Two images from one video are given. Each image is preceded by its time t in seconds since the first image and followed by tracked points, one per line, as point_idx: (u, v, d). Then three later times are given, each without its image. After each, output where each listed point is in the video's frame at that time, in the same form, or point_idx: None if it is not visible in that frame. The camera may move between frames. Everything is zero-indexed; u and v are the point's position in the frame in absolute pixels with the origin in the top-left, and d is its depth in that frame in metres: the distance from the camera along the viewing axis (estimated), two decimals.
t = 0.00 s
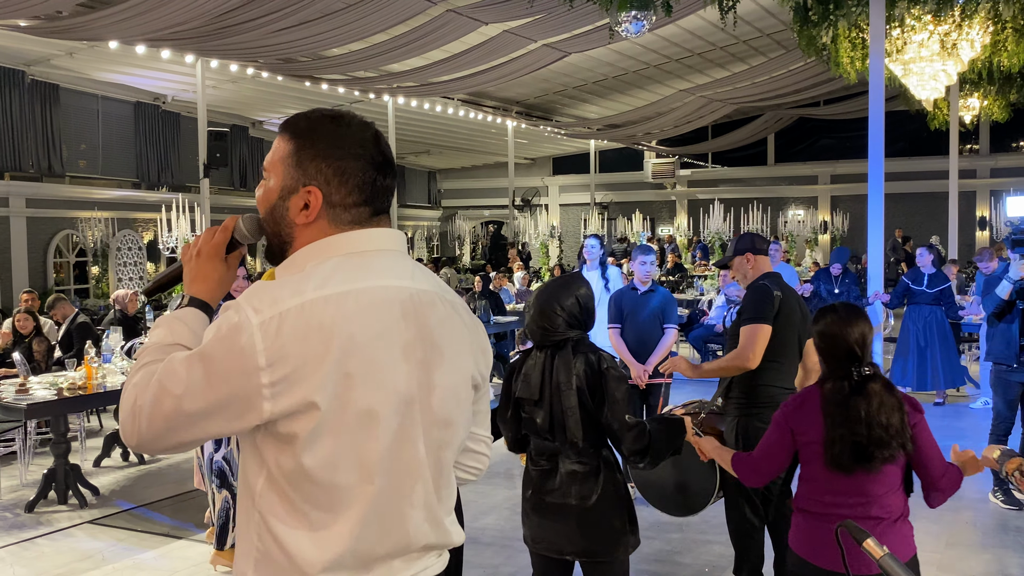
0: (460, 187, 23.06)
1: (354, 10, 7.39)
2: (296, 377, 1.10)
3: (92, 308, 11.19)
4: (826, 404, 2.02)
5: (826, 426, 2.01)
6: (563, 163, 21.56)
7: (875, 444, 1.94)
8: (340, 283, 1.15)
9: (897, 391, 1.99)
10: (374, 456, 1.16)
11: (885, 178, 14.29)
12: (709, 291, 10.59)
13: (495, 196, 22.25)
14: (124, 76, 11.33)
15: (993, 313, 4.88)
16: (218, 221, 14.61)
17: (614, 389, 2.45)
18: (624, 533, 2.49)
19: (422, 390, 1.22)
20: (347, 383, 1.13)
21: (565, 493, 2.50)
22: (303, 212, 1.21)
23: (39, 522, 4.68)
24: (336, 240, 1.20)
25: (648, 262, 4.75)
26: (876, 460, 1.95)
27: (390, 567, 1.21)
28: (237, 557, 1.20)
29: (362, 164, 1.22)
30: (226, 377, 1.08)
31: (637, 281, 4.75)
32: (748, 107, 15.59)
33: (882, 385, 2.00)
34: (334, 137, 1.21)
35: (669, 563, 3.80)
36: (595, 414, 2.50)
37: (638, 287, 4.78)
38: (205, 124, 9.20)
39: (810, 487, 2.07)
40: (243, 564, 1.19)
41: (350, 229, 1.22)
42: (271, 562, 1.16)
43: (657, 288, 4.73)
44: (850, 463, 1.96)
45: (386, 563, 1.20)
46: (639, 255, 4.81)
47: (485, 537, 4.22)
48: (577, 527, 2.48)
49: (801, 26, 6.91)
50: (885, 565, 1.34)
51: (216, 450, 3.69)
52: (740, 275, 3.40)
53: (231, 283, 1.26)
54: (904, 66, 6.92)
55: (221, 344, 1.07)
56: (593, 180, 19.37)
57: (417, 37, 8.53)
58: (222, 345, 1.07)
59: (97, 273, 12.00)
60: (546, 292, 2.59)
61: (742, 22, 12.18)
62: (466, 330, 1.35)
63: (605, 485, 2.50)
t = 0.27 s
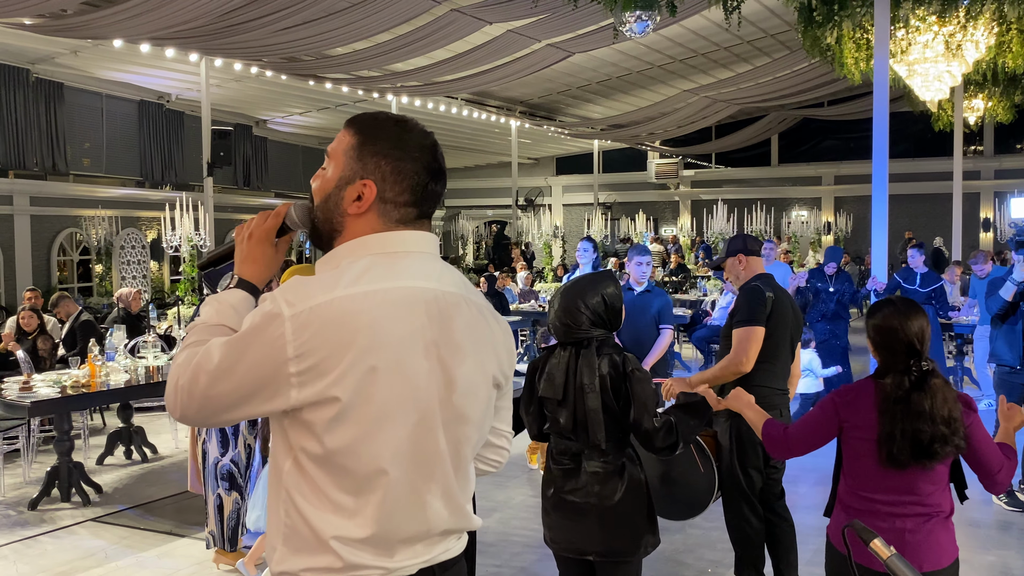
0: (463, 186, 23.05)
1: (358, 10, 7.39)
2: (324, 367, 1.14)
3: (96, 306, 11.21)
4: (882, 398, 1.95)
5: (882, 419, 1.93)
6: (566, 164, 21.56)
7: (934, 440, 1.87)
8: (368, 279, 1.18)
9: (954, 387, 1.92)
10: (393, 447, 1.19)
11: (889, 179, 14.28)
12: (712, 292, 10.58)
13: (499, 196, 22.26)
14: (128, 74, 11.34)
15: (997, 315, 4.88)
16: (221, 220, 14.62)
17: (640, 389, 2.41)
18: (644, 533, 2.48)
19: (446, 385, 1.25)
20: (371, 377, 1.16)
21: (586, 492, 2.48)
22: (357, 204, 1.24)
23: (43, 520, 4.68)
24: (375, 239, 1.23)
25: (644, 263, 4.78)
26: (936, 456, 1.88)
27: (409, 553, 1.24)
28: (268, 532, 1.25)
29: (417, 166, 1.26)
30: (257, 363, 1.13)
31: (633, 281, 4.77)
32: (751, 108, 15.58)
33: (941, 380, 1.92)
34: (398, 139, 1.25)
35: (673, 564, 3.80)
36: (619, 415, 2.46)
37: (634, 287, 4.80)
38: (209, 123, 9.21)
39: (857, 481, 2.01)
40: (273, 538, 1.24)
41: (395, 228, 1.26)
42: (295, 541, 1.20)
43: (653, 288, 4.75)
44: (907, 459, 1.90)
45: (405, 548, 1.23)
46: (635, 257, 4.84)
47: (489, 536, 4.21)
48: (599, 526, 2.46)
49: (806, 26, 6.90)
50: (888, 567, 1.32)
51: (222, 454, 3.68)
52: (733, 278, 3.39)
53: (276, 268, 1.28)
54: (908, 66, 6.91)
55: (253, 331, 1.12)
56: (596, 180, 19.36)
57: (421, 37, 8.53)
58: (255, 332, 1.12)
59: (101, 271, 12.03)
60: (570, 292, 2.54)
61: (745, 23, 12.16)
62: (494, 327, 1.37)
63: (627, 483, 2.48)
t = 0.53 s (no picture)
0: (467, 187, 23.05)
1: (363, 10, 7.39)
2: (371, 349, 1.17)
3: (100, 305, 11.22)
4: (918, 406, 1.93)
5: (920, 428, 1.91)
6: (570, 164, 21.56)
7: (971, 451, 1.87)
8: (407, 264, 1.22)
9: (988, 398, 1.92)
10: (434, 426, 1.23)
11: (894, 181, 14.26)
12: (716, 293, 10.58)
13: (502, 196, 22.26)
14: (133, 73, 11.35)
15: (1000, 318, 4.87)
16: (226, 219, 14.63)
17: (651, 396, 2.38)
18: (657, 538, 2.48)
19: (480, 366, 1.29)
20: (415, 357, 1.19)
21: (598, 499, 2.48)
22: (393, 198, 1.28)
23: (47, 518, 4.69)
24: (411, 229, 1.27)
25: (643, 264, 4.77)
26: (972, 467, 1.88)
27: (445, 528, 1.27)
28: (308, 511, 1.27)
29: (451, 162, 1.30)
30: (306, 346, 1.14)
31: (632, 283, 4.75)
32: (756, 109, 15.57)
33: (975, 390, 1.91)
34: (431, 135, 1.28)
35: (677, 564, 3.80)
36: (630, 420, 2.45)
37: (634, 288, 4.79)
38: (214, 122, 9.21)
39: (883, 488, 1.99)
40: (314, 516, 1.26)
41: (429, 220, 1.29)
42: (338, 518, 1.23)
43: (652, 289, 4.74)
44: (945, 470, 1.88)
45: (442, 523, 1.27)
46: (633, 259, 4.83)
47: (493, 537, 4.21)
48: (612, 533, 2.47)
49: (811, 28, 6.90)
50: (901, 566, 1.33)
51: (230, 453, 3.73)
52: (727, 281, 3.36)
53: (311, 258, 1.30)
54: (913, 69, 6.90)
55: (301, 316, 1.14)
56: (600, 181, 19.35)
57: (426, 36, 8.53)
58: (304, 318, 1.14)
59: (106, 270, 12.05)
60: (581, 298, 2.53)
61: (750, 24, 12.15)
62: (520, 312, 1.41)
63: (639, 490, 2.47)
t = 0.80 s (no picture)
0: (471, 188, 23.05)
1: (369, 10, 7.40)
2: (400, 341, 1.23)
3: (104, 304, 11.24)
4: (925, 408, 1.93)
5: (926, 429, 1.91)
6: (574, 166, 21.56)
7: (979, 453, 1.86)
8: (430, 261, 1.29)
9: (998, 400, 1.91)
10: (461, 416, 1.29)
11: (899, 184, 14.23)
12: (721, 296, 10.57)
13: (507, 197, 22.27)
14: (138, 74, 11.37)
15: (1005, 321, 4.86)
16: (230, 220, 14.64)
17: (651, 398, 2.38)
18: (657, 541, 2.48)
19: (500, 357, 1.35)
20: (443, 350, 1.26)
21: (598, 501, 2.48)
22: (405, 200, 1.35)
23: (52, 517, 4.70)
24: (427, 228, 1.34)
25: (643, 266, 4.77)
26: (980, 470, 1.87)
27: (472, 519, 1.32)
28: (338, 510, 1.31)
29: (458, 163, 1.38)
30: (341, 340, 1.21)
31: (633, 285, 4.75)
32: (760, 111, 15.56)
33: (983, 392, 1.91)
34: (435, 138, 1.36)
35: (680, 567, 3.80)
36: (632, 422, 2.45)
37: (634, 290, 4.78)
38: (219, 123, 9.22)
39: (891, 490, 1.99)
40: (343, 513, 1.31)
41: (440, 219, 1.36)
42: (370, 511, 1.28)
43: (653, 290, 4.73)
44: (952, 472, 1.88)
45: (470, 516, 1.32)
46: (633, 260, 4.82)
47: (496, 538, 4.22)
48: (612, 535, 2.47)
49: (816, 30, 6.89)
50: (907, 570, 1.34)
51: (239, 454, 3.72)
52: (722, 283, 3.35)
53: (325, 268, 1.37)
54: (919, 71, 6.90)
55: (336, 313, 1.21)
56: (605, 182, 19.34)
57: (432, 37, 8.53)
58: (336, 314, 1.20)
59: (110, 269, 12.06)
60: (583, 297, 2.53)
61: (755, 26, 12.14)
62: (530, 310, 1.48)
63: (640, 491, 2.47)
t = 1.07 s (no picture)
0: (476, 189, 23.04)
1: (375, 11, 7.41)
2: (397, 345, 1.25)
3: (110, 305, 11.27)
4: (923, 407, 1.97)
5: (923, 428, 1.96)
6: (579, 167, 21.56)
7: (976, 453, 1.90)
8: (424, 264, 1.31)
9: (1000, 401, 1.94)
10: (457, 421, 1.32)
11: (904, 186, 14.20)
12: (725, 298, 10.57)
13: (512, 198, 22.27)
14: (144, 75, 11.39)
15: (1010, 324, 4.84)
16: (236, 221, 14.67)
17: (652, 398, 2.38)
18: (660, 542, 2.47)
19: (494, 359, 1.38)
20: (439, 354, 1.28)
21: (599, 500, 2.50)
22: (392, 199, 1.37)
23: (57, 518, 4.71)
24: (419, 231, 1.36)
25: (647, 268, 4.78)
26: (979, 468, 1.91)
27: (467, 524, 1.36)
28: (333, 518, 1.33)
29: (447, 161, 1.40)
30: (340, 348, 1.22)
31: (637, 286, 4.75)
32: (765, 112, 15.54)
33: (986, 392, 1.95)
34: (420, 136, 1.38)
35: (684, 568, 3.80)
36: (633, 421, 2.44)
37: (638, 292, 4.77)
38: (225, 124, 9.24)
39: (893, 490, 2.03)
40: (338, 522, 1.32)
41: (428, 222, 1.39)
42: (365, 520, 1.30)
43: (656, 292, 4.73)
44: (948, 471, 1.93)
45: (466, 521, 1.36)
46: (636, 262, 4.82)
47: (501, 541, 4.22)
48: (612, 535, 2.48)
49: (822, 31, 6.88)
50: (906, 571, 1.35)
51: (238, 454, 3.73)
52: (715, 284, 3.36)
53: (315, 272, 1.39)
54: (925, 72, 6.88)
55: (334, 320, 1.22)
56: (610, 183, 19.34)
57: (438, 37, 8.53)
58: (333, 319, 1.22)
59: (116, 270, 12.10)
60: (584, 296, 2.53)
61: (760, 27, 12.13)
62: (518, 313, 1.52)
63: (642, 491, 2.47)
